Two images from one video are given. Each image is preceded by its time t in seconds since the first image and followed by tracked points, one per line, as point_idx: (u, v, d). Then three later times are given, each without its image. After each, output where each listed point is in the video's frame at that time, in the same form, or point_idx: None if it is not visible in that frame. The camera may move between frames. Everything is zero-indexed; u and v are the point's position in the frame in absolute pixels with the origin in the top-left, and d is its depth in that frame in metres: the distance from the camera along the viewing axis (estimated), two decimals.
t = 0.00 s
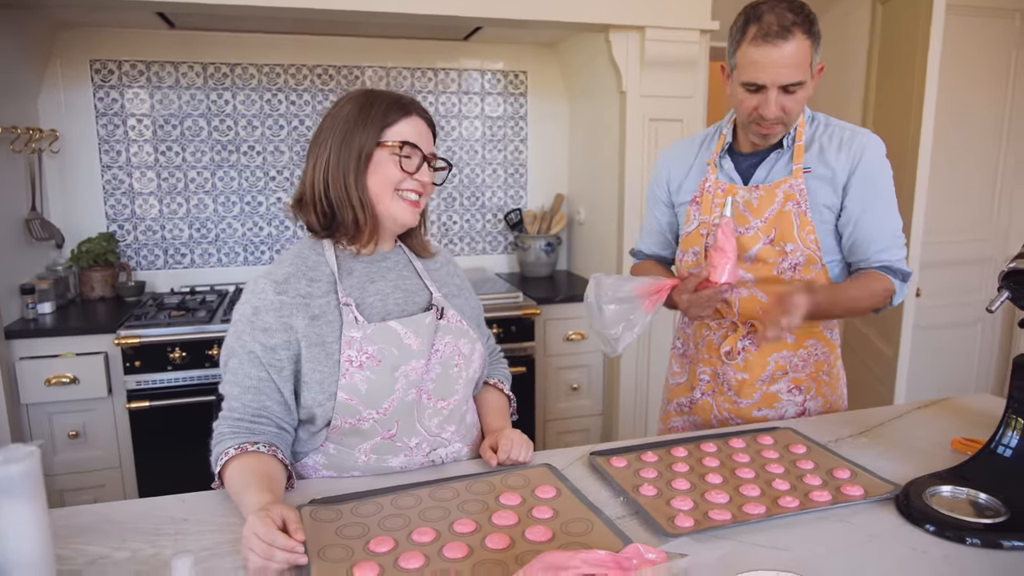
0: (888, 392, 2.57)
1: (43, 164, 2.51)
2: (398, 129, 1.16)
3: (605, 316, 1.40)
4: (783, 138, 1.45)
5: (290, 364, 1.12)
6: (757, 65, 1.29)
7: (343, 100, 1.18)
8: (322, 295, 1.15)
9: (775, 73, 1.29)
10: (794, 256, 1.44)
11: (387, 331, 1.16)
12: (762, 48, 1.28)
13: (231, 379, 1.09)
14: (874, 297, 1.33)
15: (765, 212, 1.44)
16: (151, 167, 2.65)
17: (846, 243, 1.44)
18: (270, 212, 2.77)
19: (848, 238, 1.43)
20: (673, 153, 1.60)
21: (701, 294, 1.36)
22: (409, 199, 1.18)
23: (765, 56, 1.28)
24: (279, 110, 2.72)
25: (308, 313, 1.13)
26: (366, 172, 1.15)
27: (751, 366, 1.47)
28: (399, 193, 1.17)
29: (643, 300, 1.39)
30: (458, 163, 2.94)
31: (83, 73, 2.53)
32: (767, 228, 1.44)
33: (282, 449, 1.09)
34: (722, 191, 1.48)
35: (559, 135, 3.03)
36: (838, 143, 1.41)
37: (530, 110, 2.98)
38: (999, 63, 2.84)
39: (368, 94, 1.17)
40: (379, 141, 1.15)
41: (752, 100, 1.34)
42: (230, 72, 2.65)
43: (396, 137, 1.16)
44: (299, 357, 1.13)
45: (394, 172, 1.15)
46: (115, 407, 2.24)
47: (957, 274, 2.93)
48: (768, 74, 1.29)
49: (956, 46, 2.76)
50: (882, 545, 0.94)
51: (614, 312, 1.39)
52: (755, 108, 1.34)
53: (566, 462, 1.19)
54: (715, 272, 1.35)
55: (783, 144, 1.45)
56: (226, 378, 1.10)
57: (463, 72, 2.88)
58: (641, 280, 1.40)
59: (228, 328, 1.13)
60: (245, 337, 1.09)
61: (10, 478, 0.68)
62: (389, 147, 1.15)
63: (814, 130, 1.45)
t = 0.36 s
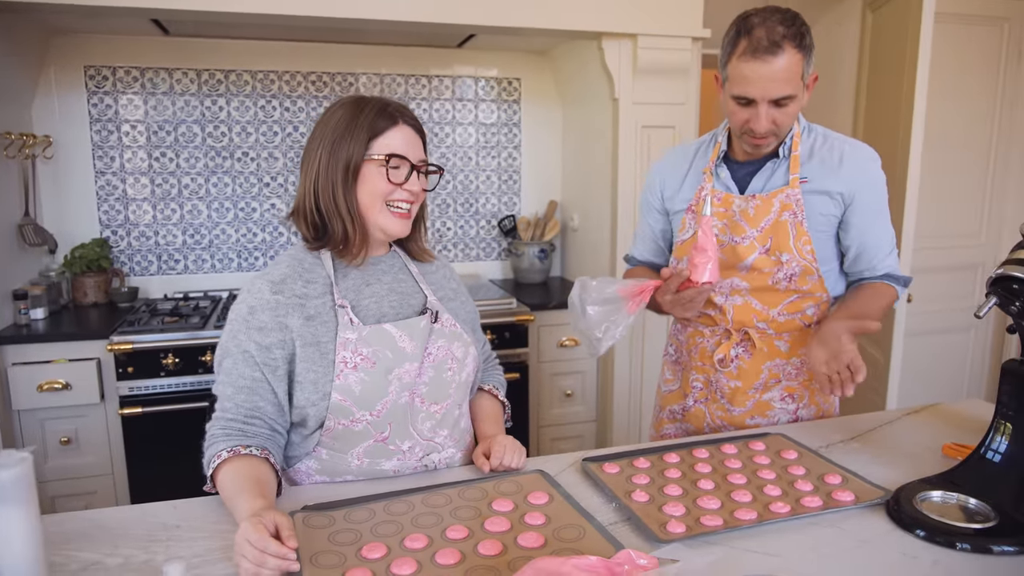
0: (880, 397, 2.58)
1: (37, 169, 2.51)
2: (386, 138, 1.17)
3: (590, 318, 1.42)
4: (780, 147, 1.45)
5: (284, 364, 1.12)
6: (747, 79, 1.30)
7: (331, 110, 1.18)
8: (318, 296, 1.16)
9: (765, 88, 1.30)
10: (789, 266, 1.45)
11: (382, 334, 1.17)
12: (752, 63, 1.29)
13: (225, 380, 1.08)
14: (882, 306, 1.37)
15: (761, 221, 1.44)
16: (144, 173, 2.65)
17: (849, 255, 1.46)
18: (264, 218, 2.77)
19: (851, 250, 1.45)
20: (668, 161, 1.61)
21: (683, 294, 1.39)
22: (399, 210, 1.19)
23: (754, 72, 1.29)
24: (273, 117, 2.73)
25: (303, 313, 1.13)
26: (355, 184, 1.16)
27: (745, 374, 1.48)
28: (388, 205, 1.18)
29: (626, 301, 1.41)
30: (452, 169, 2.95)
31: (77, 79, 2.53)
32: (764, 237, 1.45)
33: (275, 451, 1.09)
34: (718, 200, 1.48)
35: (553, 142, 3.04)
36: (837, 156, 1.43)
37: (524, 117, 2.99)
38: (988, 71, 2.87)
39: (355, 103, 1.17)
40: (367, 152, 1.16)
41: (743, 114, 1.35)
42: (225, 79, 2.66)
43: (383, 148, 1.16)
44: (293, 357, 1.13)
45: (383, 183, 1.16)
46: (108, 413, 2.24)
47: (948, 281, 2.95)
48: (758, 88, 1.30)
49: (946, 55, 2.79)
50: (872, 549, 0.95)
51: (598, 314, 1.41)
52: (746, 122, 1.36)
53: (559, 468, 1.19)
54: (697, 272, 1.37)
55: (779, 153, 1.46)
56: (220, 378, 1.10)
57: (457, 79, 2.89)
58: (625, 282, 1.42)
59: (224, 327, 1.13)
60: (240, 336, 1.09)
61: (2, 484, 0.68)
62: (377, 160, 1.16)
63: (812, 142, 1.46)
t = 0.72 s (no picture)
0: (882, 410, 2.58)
1: (42, 173, 2.53)
2: (383, 142, 1.17)
3: (580, 324, 1.42)
4: (778, 160, 1.46)
5: (280, 375, 1.12)
6: (750, 81, 1.31)
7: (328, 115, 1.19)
8: (311, 306, 1.16)
9: (769, 88, 1.31)
10: (786, 279, 1.45)
11: (377, 342, 1.16)
12: (755, 64, 1.31)
13: (220, 393, 1.09)
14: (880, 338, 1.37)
15: (757, 234, 1.45)
16: (149, 178, 2.66)
17: (845, 271, 1.46)
18: (267, 224, 2.78)
19: (848, 265, 1.45)
20: (669, 172, 1.62)
21: (672, 300, 1.39)
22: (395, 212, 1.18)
23: (759, 72, 1.30)
24: (278, 123, 2.74)
25: (297, 324, 1.14)
26: (352, 186, 1.17)
27: (741, 387, 1.47)
28: (386, 206, 1.18)
29: (617, 306, 1.41)
30: (455, 178, 2.96)
31: (84, 84, 2.55)
32: (760, 250, 1.46)
33: (273, 459, 1.09)
34: (717, 213, 1.50)
35: (557, 152, 3.05)
36: (836, 169, 1.43)
37: (528, 126, 3.01)
38: (991, 86, 2.88)
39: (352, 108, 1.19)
40: (364, 154, 1.16)
41: (748, 117, 1.35)
42: (231, 85, 2.67)
43: (381, 151, 1.17)
44: (288, 368, 1.13)
45: (380, 185, 1.16)
46: (109, 416, 2.24)
47: (950, 294, 2.95)
48: (762, 89, 1.31)
49: (949, 69, 2.80)
50: (872, 560, 0.95)
51: (586, 320, 1.42)
52: (751, 125, 1.35)
53: (559, 476, 1.19)
54: (683, 278, 1.36)
55: (777, 166, 1.46)
56: (216, 390, 1.10)
57: (461, 88, 2.91)
58: (615, 288, 1.42)
59: (219, 340, 1.13)
60: (235, 349, 1.10)
61: (6, 480, 0.68)
62: (376, 161, 1.16)
63: (812, 153, 1.47)
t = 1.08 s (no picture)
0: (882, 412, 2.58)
1: (42, 174, 2.52)
2: (391, 146, 1.17)
3: (577, 323, 1.42)
4: (775, 159, 1.46)
5: (282, 374, 1.12)
6: (743, 70, 1.33)
7: (337, 116, 1.18)
8: (315, 305, 1.16)
9: (762, 75, 1.31)
10: (786, 278, 1.45)
11: (379, 342, 1.17)
12: (747, 54, 1.32)
13: (222, 391, 1.09)
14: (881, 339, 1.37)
15: (756, 233, 1.45)
16: (149, 179, 2.66)
17: (845, 271, 1.46)
18: (267, 225, 2.78)
19: (848, 265, 1.45)
20: (670, 173, 1.63)
21: (669, 298, 1.39)
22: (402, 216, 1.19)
23: (750, 61, 1.31)
24: (278, 124, 2.74)
25: (300, 323, 1.13)
26: (360, 191, 1.16)
27: (741, 388, 1.47)
28: (393, 212, 1.18)
29: (615, 306, 1.41)
30: (455, 179, 2.96)
31: (84, 85, 2.55)
32: (759, 249, 1.46)
33: (274, 460, 1.09)
34: (717, 212, 1.50)
35: (557, 153, 3.05)
36: (835, 168, 1.43)
37: (528, 127, 3.01)
38: (991, 88, 2.88)
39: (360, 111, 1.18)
40: (372, 159, 1.16)
41: (743, 107, 1.36)
42: (231, 86, 2.67)
43: (389, 156, 1.17)
44: (291, 367, 1.13)
45: (388, 190, 1.16)
46: (108, 417, 2.24)
47: (949, 296, 2.95)
48: (755, 77, 1.32)
49: (948, 71, 2.80)
50: (871, 561, 0.95)
51: (584, 319, 1.42)
52: (748, 115, 1.35)
53: (559, 477, 1.19)
54: (681, 276, 1.37)
55: (775, 165, 1.46)
56: (219, 389, 1.10)
57: (461, 89, 2.91)
58: (613, 287, 1.43)
59: (222, 339, 1.13)
60: (238, 347, 1.10)
61: (6, 482, 0.68)
62: (384, 166, 1.16)
63: (811, 152, 1.47)
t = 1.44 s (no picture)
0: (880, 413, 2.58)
1: (40, 176, 2.52)
2: (390, 150, 1.17)
3: (575, 325, 1.42)
4: (774, 164, 1.46)
5: (279, 378, 1.12)
6: (743, 93, 1.32)
7: (337, 118, 1.18)
8: (311, 309, 1.16)
9: (761, 101, 1.31)
10: (783, 282, 1.45)
11: (376, 345, 1.17)
12: (747, 77, 1.31)
13: (219, 394, 1.09)
14: (879, 343, 1.38)
15: (754, 237, 1.46)
16: (147, 181, 2.66)
17: (843, 275, 1.46)
18: (265, 227, 2.78)
19: (845, 270, 1.45)
20: (668, 176, 1.63)
21: (664, 301, 1.40)
22: (401, 222, 1.19)
23: (749, 85, 1.31)
24: (276, 127, 2.74)
25: (297, 326, 1.14)
26: (359, 195, 1.17)
27: (738, 391, 1.48)
28: (391, 217, 1.18)
29: (612, 308, 1.42)
30: (453, 181, 2.97)
31: (82, 87, 2.55)
32: (756, 253, 1.46)
33: (270, 462, 1.09)
34: (714, 216, 1.50)
35: (555, 155, 3.06)
36: (833, 173, 1.42)
37: (526, 130, 3.01)
38: (988, 91, 2.89)
39: (361, 114, 1.18)
40: (372, 164, 1.16)
41: (740, 126, 1.36)
42: (229, 88, 2.68)
43: (389, 161, 1.17)
44: (288, 370, 1.13)
45: (387, 195, 1.17)
46: (105, 420, 2.23)
47: (947, 298, 2.96)
48: (753, 102, 1.32)
49: (945, 74, 2.81)
50: (869, 563, 0.95)
51: (581, 320, 1.42)
52: (742, 134, 1.36)
53: (556, 480, 1.19)
54: (675, 279, 1.36)
55: (773, 170, 1.47)
56: (215, 392, 1.10)
57: (459, 92, 2.91)
58: (610, 290, 1.43)
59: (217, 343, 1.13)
60: (234, 350, 1.10)
61: (3, 485, 0.68)
62: (384, 172, 1.16)
63: (808, 157, 1.47)
